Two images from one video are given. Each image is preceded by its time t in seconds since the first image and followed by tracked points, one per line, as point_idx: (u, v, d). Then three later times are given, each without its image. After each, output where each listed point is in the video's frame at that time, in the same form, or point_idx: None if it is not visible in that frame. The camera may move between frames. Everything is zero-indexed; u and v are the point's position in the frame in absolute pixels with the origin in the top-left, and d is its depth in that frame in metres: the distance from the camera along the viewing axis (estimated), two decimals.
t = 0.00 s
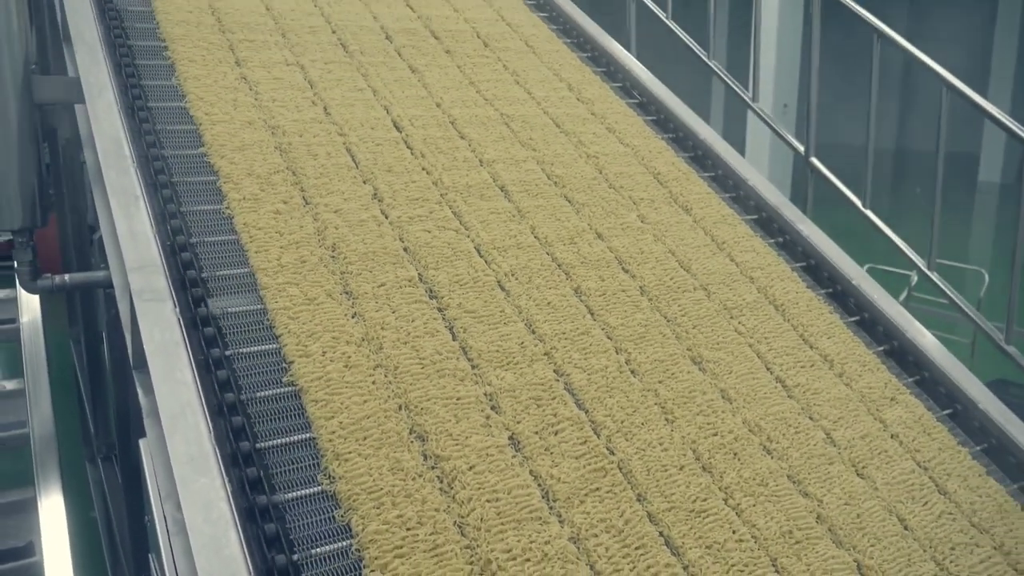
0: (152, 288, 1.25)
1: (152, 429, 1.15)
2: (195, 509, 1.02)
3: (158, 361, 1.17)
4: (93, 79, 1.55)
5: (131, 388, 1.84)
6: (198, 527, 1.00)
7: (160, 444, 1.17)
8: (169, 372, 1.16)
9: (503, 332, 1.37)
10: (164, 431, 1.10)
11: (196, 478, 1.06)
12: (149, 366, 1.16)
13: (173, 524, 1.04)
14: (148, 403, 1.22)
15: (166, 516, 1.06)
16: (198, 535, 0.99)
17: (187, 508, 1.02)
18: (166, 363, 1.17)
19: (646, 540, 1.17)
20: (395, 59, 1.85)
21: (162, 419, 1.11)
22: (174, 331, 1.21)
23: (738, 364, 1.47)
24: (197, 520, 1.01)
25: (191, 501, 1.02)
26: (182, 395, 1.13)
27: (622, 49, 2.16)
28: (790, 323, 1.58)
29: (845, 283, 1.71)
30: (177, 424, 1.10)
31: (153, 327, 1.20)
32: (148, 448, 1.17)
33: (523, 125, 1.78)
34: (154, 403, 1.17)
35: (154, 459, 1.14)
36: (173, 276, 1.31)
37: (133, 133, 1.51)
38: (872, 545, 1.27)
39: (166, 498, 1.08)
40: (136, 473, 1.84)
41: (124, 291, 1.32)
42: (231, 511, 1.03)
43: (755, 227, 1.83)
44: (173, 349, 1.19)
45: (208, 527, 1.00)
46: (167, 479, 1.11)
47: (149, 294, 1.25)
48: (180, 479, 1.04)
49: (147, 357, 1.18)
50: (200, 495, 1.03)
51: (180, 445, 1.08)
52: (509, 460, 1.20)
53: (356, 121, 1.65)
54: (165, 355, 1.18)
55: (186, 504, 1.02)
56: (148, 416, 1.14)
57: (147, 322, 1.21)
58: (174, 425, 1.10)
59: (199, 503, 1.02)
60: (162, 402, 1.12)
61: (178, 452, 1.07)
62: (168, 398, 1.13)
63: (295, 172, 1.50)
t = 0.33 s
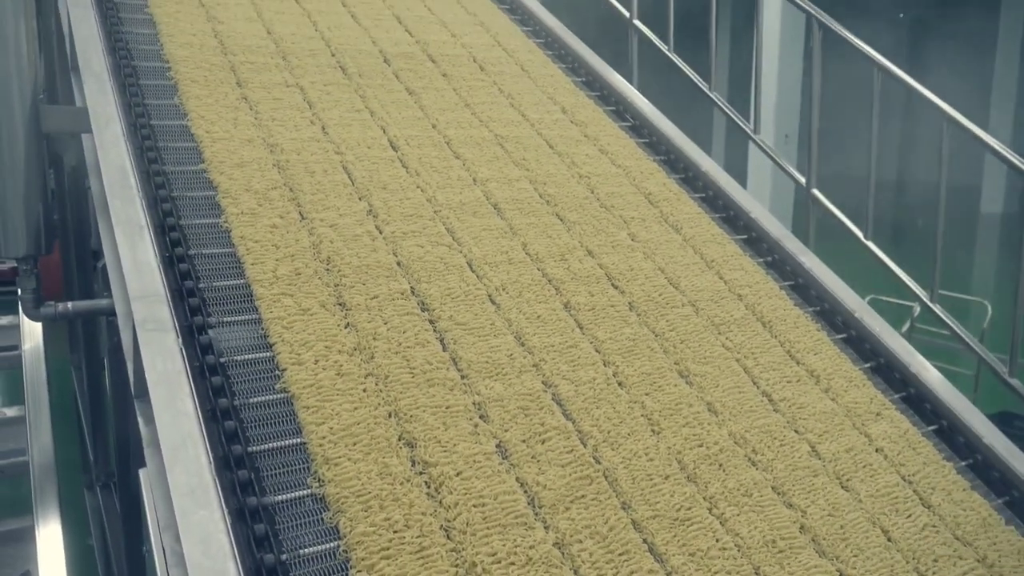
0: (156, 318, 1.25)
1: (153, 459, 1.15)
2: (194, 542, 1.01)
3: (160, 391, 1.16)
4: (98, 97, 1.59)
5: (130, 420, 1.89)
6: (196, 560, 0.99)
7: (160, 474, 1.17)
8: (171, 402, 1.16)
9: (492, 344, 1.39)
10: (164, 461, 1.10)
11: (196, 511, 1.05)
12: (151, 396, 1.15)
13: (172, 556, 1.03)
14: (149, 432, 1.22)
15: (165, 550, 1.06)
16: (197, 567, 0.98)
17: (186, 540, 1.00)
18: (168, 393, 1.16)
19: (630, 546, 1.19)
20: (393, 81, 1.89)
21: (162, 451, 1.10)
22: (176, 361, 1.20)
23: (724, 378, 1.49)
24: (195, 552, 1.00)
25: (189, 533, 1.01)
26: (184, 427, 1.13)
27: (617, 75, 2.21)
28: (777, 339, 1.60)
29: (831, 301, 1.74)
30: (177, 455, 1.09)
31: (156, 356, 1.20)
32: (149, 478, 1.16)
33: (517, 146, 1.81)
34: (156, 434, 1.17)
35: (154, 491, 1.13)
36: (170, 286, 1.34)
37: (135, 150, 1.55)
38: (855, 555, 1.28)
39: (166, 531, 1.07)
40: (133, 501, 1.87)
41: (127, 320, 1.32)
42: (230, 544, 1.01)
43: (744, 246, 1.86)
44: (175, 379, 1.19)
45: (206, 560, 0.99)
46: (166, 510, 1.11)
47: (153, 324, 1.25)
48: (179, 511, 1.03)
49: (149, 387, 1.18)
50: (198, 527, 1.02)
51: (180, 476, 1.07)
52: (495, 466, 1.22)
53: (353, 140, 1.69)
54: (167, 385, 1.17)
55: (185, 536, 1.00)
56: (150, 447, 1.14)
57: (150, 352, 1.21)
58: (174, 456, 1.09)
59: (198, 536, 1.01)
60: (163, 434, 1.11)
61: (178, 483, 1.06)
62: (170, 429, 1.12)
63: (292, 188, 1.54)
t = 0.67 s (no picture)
0: (157, 343, 1.24)
1: (152, 487, 1.14)
2: (192, 569, 0.99)
3: (160, 417, 1.16)
4: (102, 109, 1.63)
5: (130, 446, 1.90)
6: None
7: (158, 502, 1.17)
8: (171, 429, 1.15)
9: (482, 352, 1.42)
10: (163, 489, 1.08)
11: (195, 539, 1.03)
12: (151, 423, 1.14)
13: None
14: (148, 458, 1.21)
15: None
16: None
17: (184, 567, 0.98)
18: (168, 420, 1.15)
19: (614, 549, 1.21)
20: (389, 100, 1.94)
21: (161, 478, 1.09)
22: (177, 388, 1.20)
23: (711, 389, 1.52)
24: None
25: (187, 560, 0.99)
26: (184, 454, 1.12)
27: (611, 95, 2.26)
28: (764, 351, 1.63)
29: (819, 315, 1.77)
30: (176, 482, 1.08)
31: (156, 382, 1.19)
32: (148, 506, 1.15)
33: (510, 163, 1.85)
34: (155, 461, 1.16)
35: (153, 521, 1.13)
36: (168, 294, 1.37)
37: (136, 163, 1.58)
38: (838, 561, 1.30)
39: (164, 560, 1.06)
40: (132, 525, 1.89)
41: (128, 345, 1.32)
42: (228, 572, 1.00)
43: (734, 262, 1.90)
44: (175, 406, 1.18)
45: None
46: (165, 540, 1.10)
47: (154, 349, 1.25)
48: (178, 539, 1.02)
49: (149, 414, 1.17)
50: (197, 555, 1.00)
51: (180, 504, 1.05)
52: (482, 470, 1.25)
53: (350, 156, 1.72)
54: (167, 411, 1.17)
55: (182, 564, 0.99)
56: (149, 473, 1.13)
57: (151, 378, 1.20)
58: (174, 483, 1.08)
59: (195, 563, 0.99)
60: (163, 461, 1.10)
61: (177, 511, 1.05)
62: (169, 456, 1.11)
63: (288, 202, 1.58)
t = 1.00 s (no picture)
0: (158, 367, 1.24)
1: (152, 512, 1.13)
2: None
3: (160, 441, 1.15)
4: (104, 121, 1.67)
5: (130, 465, 1.92)
6: None
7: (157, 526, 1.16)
8: (171, 453, 1.14)
9: (472, 358, 1.45)
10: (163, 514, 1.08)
11: (193, 564, 1.02)
12: (151, 447, 1.14)
13: None
14: (148, 481, 1.20)
15: None
16: None
17: None
18: (169, 444, 1.15)
19: (599, 549, 1.22)
20: (386, 115, 1.98)
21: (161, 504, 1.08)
22: (177, 412, 1.19)
23: (698, 396, 1.54)
24: None
25: None
26: (184, 479, 1.11)
27: (605, 111, 2.30)
28: (752, 360, 1.66)
29: (808, 326, 1.80)
30: (176, 507, 1.08)
31: (156, 406, 1.19)
32: (147, 530, 1.14)
33: (504, 177, 1.89)
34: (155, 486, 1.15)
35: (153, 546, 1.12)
36: (165, 299, 1.41)
37: (137, 173, 1.62)
38: (821, 563, 1.31)
39: None
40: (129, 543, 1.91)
41: (129, 367, 1.32)
42: None
43: (724, 274, 1.93)
44: (176, 430, 1.18)
45: None
46: (165, 568, 1.09)
47: (155, 372, 1.25)
48: (177, 563, 1.01)
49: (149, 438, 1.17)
50: None
51: (179, 529, 1.05)
52: (470, 472, 1.27)
53: (346, 168, 1.76)
54: (167, 435, 1.16)
55: None
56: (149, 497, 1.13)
57: (151, 402, 1.19)
58: (174, 508, 1.07)
59: None
60: (163, 486, 1.09)
61: (176, 536, 1.04)
62: (169, 481, 1.11)
63: (285, 211, 1.61)
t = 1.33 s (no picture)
0: (161, 393, 1.24)
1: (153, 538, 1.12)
2: None
3: (163, 467, 1.15)
4: (110, 133, 1.70)
5: (131, 487, 1.94)
6: None
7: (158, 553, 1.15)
8: (173, 479, 1.14)
9: (465, 367, 1.48)
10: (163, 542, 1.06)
11: None
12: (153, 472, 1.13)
13: None
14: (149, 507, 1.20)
15: None
16: None
17: None
18: (171, 470, 1.15)
19: (587, 553, 1.24)
20: (385, 132, 2.02)
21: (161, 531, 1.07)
22: (180, 438, 1.19)
23: (689, 406, 1.57)
24: None
25: None
26: (185, 506, 1.10)
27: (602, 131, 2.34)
28: (742, 371, 1.68)
29: (800, 340, 1.82)
30: (177, 534, 1.06)
31: (159, 432, 1.18)
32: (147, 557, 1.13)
33: (500, 193, 1.92)
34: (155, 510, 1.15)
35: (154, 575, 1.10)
36: (166, 308, 1.44)
37: (140, 187, 1.66)
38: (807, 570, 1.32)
39: None
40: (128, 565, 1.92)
41: (133, 389, 1.32)
42: None
43: (717, 290, 1.96)
44: (178, 456, 1.17)
45: None
46: None
47: (158, 399, 1.24)
48: None
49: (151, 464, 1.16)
50: None
51: (179, 556, 1.03)
52: (461, 477, 1.29)
53: (344, 183, 1.80)
54: (170, 460, 1.16)
55: None
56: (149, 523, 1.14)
57: (154, 428, 1.19)
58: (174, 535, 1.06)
59: None
60: (165, 514, 1.08)
61: (177, 564, 1.03)
62: (170, 508, 1.10)
63: (284, 224, 1.64)
